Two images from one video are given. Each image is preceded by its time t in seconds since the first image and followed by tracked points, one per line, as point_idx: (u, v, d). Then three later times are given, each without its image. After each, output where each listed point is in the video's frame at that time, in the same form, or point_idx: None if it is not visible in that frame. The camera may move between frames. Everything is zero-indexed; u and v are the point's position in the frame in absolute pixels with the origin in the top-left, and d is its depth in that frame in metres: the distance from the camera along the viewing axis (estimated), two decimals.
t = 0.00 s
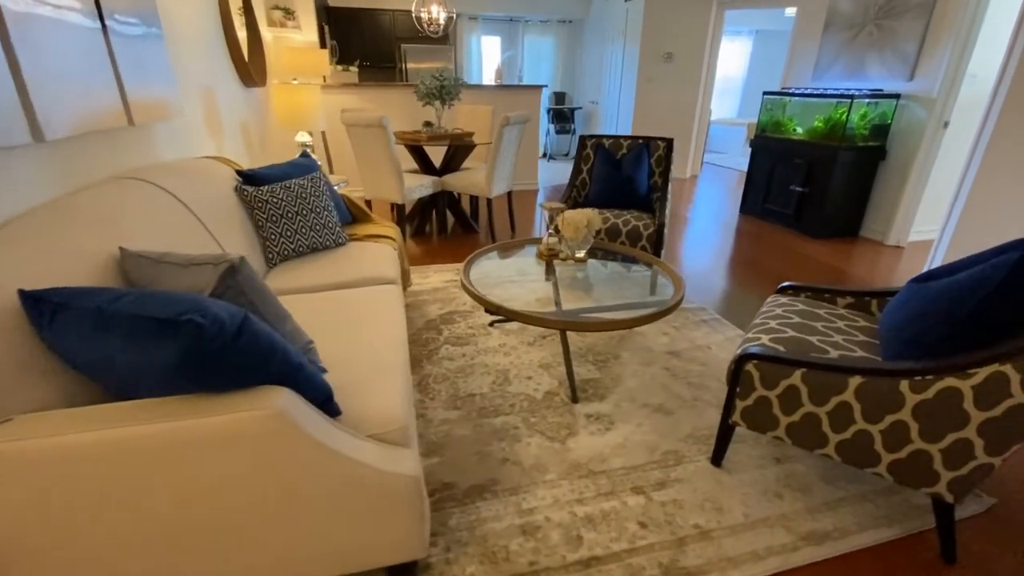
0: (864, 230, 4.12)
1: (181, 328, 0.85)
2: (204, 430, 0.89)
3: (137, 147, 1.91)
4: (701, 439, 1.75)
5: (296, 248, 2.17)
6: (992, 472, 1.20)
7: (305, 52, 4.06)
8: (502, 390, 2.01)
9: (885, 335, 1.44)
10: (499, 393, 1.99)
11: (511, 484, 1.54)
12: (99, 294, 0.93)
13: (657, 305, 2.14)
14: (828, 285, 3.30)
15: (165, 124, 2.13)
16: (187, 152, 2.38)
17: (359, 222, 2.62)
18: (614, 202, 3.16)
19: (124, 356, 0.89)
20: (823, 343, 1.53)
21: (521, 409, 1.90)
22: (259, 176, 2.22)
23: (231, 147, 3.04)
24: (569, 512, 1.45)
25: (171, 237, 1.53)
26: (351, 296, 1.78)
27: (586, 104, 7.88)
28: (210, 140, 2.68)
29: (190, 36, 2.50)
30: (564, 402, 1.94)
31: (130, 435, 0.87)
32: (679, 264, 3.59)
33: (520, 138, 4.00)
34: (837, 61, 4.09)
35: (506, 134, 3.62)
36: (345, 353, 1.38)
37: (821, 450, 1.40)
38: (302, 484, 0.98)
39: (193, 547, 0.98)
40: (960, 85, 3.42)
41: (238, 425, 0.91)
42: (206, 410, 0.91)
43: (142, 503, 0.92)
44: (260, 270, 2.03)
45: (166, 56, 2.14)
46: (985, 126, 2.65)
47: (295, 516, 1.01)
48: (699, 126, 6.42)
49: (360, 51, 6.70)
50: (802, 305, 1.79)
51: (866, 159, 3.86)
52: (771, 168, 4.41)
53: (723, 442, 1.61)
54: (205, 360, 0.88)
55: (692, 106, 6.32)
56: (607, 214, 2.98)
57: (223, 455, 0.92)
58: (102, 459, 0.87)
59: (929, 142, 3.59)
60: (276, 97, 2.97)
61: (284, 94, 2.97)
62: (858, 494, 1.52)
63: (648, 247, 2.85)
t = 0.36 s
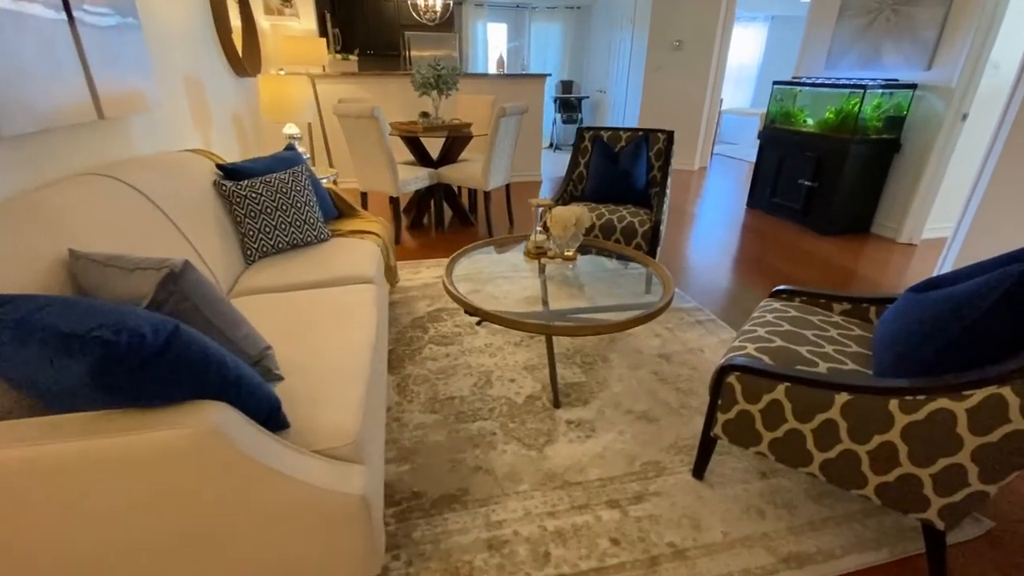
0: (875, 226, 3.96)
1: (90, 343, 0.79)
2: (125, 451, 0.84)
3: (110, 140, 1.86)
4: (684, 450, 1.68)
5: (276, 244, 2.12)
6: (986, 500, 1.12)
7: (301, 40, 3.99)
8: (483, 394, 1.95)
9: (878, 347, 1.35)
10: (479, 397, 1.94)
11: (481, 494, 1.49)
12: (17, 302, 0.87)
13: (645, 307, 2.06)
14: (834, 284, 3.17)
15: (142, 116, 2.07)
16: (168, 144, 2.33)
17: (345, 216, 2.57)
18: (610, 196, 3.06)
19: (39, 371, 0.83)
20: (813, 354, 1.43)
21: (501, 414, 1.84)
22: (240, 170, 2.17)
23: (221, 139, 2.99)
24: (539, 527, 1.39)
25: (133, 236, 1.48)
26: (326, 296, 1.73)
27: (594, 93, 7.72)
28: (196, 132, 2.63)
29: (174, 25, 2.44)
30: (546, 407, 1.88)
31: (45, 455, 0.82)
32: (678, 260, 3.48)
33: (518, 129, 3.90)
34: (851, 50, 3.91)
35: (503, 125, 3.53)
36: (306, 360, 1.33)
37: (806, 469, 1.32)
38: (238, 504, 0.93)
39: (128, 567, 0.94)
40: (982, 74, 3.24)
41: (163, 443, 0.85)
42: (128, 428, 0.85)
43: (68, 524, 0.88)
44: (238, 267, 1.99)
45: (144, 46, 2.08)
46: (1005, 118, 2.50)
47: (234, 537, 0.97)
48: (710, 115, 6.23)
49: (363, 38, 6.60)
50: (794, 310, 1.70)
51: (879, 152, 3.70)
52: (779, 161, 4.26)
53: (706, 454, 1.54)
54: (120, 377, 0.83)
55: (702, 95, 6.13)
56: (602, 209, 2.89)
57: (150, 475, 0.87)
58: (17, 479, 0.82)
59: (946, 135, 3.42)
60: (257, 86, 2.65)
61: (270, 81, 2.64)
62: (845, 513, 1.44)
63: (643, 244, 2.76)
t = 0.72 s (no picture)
0: (901, 227, 3.75)
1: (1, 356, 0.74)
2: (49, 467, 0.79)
3: (96, 132, 1.83)
4: (675, 465, 1.58)
5: (263, 239, 2.08)
6: (1000, 543, 1.00)
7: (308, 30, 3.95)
8: (469, 398, 1.88)
9: (885, 366, 1.23)
10: (465, 401, 1.87)
11: (455, 507, 1.43)
12: None
13: (642, 312, 1.95)
14: (852, 289, 3.00)
15: (132, 107, 2.04)
16: (162, 136, 2.30)
17: (340, 210, 2.51)
18: (616, 192, 2.94)
19: None
20: (815, 370, 1.32)
21: (485, 421, 1.77)
22: (230, 162, 2.13)
23: (221, 130, 2.96)
24: (513, 545, 1.32)
25: (105, 229, 1.44)
26: (306, 294, 1.68)
27: (611, 84, 7.53)
28: (194, 123, 2.60)
29: (170, 14, 2.39)
30: (533, 414, 1.80)
31: None
32: (688, 259, 3.34)
33: (526, 121, 3.79)
34: (881, 38, 3.66)
35: (509, 117, 3.43)
36: (270, 364, 1.27)
37: (801, 496, 1.21)
38: (175, 522, 0.88)
39: None
40: None
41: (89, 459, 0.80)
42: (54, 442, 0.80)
43: None
44: (223, 262, 1.95)
45: (134, 36, 2.03)
46: None
47: (173, 554, 0.92)
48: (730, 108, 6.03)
49: (377, 28, 6.54)
50: (798, 320, 1.57)
51: (907, 148, 3.49)
52: (800, 156, 4.05)
53: (697, 473, 1.44)
54: (41, 391, 0.77)
55: (722, 86, 5.90)
56: (606, 206, 2.77)
57: (78, 491, 0.82)
58: None
59: (981, 130, 3.20)
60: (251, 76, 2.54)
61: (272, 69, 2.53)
62: (845, 543, 1.33)
63: (647, 244, 2.63)
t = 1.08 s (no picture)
0: (936, 232, 3.50)
1: None
2: None
3: (85, 126, 1.83)
4: (659, 486, 1.49)
5: (252, 235, 2.05)
6: None
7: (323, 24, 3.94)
8: (452, 404, 1.82)
9: (884, 394, 1.12)
10: (447, 407, 1.81)
11: (421, 521, 1.37)
12: None
13: (636, 320, 1.85)
14: (878, 299, 2.80)
15: (126, 100, 2.04)
16: (160, 129, 2.30)
17: (336, 206, 2.48)
18: (624, 191, 2.82)
19: None
20: (807, 395, 1.20)
21: (465, 429, 1.70)
22: (223, 156, 2.11)
23: (227, 123, 2.97)
24: (475, 565, 1.26)
25: (79, 224, 1.42)
26: (284, 293, 1.65)
27: (635, 77, 7.32)
28: (197, 116, 2.61)
29: (171, 7, 2.39)
30: (515, 424, 1.73)
31: None
32: (700, 262, 3.19)
33: (536, 116, 3.69)
34: (921, 29, 3.42)
35: (517, 112, 3.34)
36: (229, 368, 1.24)
37: (785, 533, 1.10)
38: (100, 536, 0.85)
39: None
40: None
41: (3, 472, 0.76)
42: None
43: None
44: (209, 258, 1.94)
45: (130, 29, 2.03)
46: None
47: (102, 567, 0.89)
48: (759, 103, 5.78)
49: (399, 21, 6.51)
50: (799, 336, 1.45)
51: (945, 148, 3.25)
52: (827, 154, 3.83)
53: (677, 498, 1.34)
54: None
55: (751, 80, 5.64)
56: (610, 206, 2.65)
57: None
58: None
59: None
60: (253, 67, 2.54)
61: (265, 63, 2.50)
62: None
63: (652, 246, 2.51)
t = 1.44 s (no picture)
0: (967, 240, 3.28)
1: None
2: None
3: (83, 120, 1.89)
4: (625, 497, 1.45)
5: (245, 228, 2.09)
6: None
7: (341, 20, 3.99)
8: (428, 403, 1.81)
9: (850, 415, 1.04)
10: (423, 406, 1.80)
11: (378, 520, 1.37)
12: None
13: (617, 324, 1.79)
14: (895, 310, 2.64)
15: (127, 94, 2.10)
16: (164, 123, 2.36)
17: (333, 200, 2.51)
18: (627, 191, 2.75)
19: None
20: (772, 411, 1.13)
21: (437, 429, 1.69)
22: (221, 150, 2.16)
23: (237, 118, 3.04)
24: (425, 567, 1.25)
25: (64, 215, 1.48)
26: (264, 286, 1.68)
27: (662, 73, 7.15)
28: (204, 111, 2.68)
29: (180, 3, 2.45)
30: (488, 426, 1.71)
31: None
32: (709, 265, 3.08)
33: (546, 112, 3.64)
34: (960, 22, 3.31)
35: (525, 108, 3.29)
36: (190, 360, 1.26)
37: (737, 556, 1.05)
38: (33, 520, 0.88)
39: None
40: None
41: None
42: None
43: None
44: (201, 250, 1.99)
45: (134, 26, 2.09)
46: None
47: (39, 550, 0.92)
48: (788, 100, 5.56)
49: (422, 17, 6.53)
50: (777, 348, 1.37)
51: (979, 150, 3.04)
52: (853, 155, 3.64)
53: (638, 511, 1.30)
54: None
55: (779, 76, 5.42)
56: (610, 205, 2.59)
57: None
58: None
59: None
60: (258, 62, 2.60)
61: (267, 60, 2.55)
62: None
63: (650, 248, 2.42)
